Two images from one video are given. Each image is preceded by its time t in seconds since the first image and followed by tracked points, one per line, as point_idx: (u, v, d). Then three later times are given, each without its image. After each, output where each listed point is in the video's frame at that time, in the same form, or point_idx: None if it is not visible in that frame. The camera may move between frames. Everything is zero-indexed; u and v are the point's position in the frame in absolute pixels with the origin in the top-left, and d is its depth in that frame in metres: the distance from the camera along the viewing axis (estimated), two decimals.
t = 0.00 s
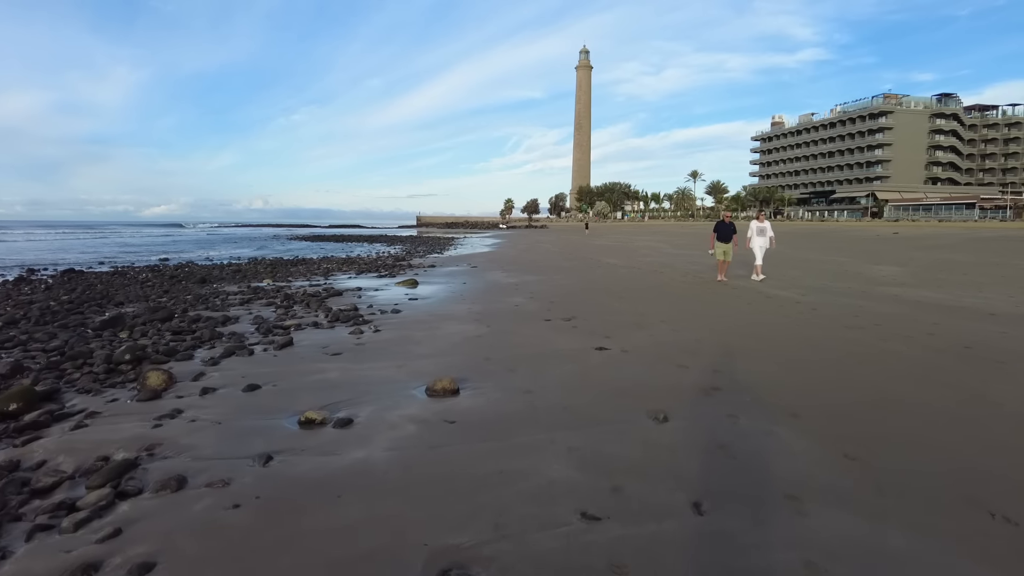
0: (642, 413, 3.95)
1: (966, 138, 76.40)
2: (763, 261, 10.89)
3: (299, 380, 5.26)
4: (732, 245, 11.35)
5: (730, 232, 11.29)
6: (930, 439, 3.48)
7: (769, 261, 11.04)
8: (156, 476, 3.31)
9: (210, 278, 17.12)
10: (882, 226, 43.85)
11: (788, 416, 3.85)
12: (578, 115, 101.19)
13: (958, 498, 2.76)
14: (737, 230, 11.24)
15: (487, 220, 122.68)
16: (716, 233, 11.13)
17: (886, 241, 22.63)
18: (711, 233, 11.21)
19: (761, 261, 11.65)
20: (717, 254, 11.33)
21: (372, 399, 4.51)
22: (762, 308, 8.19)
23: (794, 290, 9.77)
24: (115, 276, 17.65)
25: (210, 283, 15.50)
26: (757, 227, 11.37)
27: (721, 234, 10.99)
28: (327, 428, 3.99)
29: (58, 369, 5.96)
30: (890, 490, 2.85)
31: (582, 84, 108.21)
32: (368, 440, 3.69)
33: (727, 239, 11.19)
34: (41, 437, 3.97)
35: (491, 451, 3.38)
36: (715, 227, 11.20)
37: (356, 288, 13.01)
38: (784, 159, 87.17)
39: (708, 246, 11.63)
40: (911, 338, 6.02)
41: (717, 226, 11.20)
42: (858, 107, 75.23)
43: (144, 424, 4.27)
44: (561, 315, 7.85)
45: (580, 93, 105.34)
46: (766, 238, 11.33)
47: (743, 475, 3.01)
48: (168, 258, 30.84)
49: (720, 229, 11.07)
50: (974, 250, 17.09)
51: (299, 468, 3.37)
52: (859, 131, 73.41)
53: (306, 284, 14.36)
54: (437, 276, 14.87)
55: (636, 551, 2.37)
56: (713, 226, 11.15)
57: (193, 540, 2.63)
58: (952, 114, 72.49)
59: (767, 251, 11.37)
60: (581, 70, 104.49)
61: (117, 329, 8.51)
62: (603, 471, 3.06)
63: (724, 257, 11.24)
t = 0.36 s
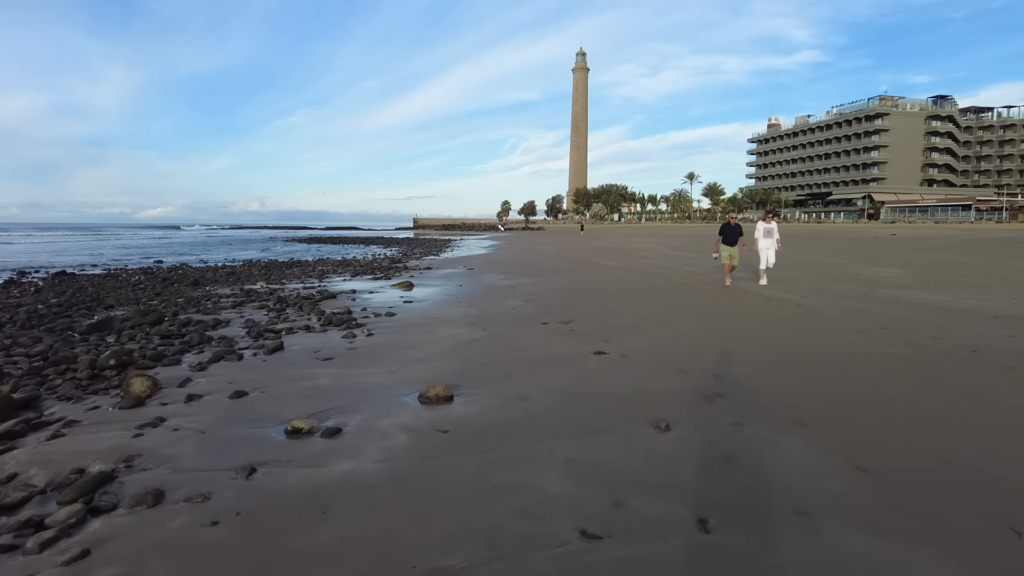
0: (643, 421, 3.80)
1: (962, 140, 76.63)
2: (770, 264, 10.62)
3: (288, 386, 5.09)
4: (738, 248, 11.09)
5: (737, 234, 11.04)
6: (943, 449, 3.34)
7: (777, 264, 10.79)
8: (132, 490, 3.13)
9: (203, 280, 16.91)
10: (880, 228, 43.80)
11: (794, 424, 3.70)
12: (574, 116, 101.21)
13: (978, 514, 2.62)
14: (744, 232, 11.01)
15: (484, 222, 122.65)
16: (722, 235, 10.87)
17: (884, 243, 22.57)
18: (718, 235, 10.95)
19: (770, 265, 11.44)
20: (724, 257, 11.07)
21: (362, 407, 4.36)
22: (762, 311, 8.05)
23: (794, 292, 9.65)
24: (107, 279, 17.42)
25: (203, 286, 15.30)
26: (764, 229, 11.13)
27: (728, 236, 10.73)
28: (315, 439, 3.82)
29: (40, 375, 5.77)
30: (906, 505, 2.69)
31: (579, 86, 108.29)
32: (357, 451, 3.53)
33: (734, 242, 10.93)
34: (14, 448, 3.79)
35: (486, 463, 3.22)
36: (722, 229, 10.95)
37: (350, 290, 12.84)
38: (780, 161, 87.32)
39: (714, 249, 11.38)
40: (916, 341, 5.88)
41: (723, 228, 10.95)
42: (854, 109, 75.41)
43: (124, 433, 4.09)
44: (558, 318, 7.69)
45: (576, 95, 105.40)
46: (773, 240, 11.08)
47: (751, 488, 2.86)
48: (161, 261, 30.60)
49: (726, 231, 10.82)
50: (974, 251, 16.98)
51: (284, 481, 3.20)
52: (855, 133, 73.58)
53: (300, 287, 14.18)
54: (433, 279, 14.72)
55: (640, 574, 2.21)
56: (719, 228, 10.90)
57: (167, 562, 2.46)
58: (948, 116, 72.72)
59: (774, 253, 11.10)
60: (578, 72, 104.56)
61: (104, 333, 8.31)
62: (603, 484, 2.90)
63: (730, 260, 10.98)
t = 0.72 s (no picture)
0: (651, 434, 3.60)
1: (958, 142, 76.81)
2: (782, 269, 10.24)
3: (278, 394, 4.87)
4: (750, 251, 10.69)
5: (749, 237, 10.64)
6: (971, 466, 3.16)
7: (790, 269, 10.39)
8: (105, 510, 2.91)
9: (196, 281, 16.64)
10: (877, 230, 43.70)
11: (811, 438, 3.51)
12: (571, 117, 101.08)
13: (1018, 540, 2.43)
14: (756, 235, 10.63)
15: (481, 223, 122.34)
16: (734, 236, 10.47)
17: (884, 245, 22.45)
18: (729, 236, 10.55)
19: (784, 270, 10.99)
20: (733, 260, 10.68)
21: (355, 417, 4.14)
22: (767, 314, 7.86)
23: (798, 295, 9.47)
24: (97, 279, 17.12)
25: (195, 287, 15.03)
26: (779, 231, 10.73)
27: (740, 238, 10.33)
28: (303, 453, 3.61)
29: (18, 381, 5.53)
30: (940, 529, 2.51)
31: (576, 87, 108.19)
32: (348, 467, 3.32)
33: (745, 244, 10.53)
34: None
35: (486, 481, 3.02)
36: (733, 231, 10.57)
37: (345, 291, 12.60)
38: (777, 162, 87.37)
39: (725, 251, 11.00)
40: (929, 347, 5.70)
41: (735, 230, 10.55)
42: (850, 110, 75.52)
43: (102, 444, 3.87)
44: (558, 322, 7.48)
45: (574, 95, 105.27)
46: (788, 244, 10.66)
47: (771, 510, 2.67)
48: (154, 260, 30.27)
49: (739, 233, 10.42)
50: (976, 253, 16.82)
51: (270, 501, 2.98)
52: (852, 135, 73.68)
53: (293, 288, 13.94)
54: (430, 280, 14.49)
55: None
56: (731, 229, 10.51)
57: None
58: (943, 118, 72.90)
59: (788, 258, 10.69)
60: (575, 73, 104.47)
61: (89, 336, 8.06)
62: (612, 506, 2.71)
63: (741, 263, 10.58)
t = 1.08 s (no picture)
0: (657, 448, 3.46)
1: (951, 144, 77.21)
2: (796, 271, 9.87)
3: (266, 403, 4.69)
4: (762, 253, 10.33)
5: (760, 238, 10.26)
6: (991, 480, 3.04)
7: (804, 271, 10.00)
8: (77, 530, 2.72)
9: (186, 282, 16.37)
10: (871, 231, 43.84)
11: (823, 450, 3.39)
12: (566, 118, 101.04)
13: None
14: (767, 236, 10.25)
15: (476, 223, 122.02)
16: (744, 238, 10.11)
17: (880, 247, 22.41)
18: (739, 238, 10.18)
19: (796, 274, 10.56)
20: (744, 262, 10.30)
21: (346, 428, 3.97)
22: (768, 318, 7.73)
23: (797, 298, 9.35)
24: (86, 280, 16.83)
25: (186, 288, 14.78)
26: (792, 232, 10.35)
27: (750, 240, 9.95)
28: (292, 467, 3.43)
29: None
30: (967, 553, 2.38)
31: (571, 87, 108.15)
32: (339, 482, 3.15)
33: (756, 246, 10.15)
34: None
35: (485, 500, 2.86)
36: (743, 232, 10.20)
37: (338, 293, 12.39)
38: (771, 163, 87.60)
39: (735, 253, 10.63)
40: (935, 352, 5.58)
41: (745, 231, 10.20)
42: (844, 112, 75.80)
43: (79, 457, 3.67)
44: (555, 326, 7.32)
45: (569, 96, 105.25)
46: (803, 245, 10.28)
47: (788, 533, 2.54)
48: (145, 261, 29.95)
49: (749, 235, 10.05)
50: (972, 256, 16.79)
51: (255, 520, 2.81)
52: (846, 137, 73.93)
53: (285, 289, 13.73)
54: (424, 281, 14.30)
55: None
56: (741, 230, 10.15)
57: None
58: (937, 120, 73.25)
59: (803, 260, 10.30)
60: (570, 74, 104.42)
61: (74, 339, 7.82)
62: (620, 529, 2.56)
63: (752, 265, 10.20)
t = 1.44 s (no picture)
0: (662, 461, 3.28)
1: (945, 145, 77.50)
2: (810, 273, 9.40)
3: (251, 412, 4.47)
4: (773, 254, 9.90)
5: (772, 239, 9.83)
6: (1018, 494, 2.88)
7: (820, 273, 9.53)
8: (36, 558, 2.50)
9: (177, 284, 16.08)
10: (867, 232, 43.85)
11: (838, 463, 3.23)
12: (562, 119, 100.93)
13: None
14: (779, 236, 9.84)
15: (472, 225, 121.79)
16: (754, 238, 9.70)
17: (878, 247, 22.33)
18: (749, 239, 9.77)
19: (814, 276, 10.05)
20: (755, 265, 9.87)
21: (333, 440, 3.76)
22: (769, 320, 7.56)
23: (798, 299, 9.19)
24: (74, 282, 16.50)
25: (176, 290, 14.50)
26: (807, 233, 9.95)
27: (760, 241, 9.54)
28: (274, 483, 3.22)
29: None
30: None
31: (567, 89, 108.07)
32: (324, 500, 2.95)
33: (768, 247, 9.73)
34: None
35: (480, 521, 2.66)
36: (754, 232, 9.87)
37: (330, 295, 12.17)
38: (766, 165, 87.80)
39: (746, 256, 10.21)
40: (943, 355, 5.43)
41: (755, 232, 9.79)
42: (839, 113, 75.96)
43: (47, 471, 3.43)
44: (553, 329, 7.12)
45: (565, 97, 105.16)
46: (817, 246, 9.83)
47: (808, 558, 2.37)
48: (137, 263, 29.49)
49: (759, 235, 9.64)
50: (970, 256, 16.72)
51: (232, 543, 2.60)
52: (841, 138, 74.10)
53: (277, 292, 13.48)
54: (418, 283, 14.07)
55: None
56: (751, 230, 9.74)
57: None
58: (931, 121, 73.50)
59: (819, 261, 9.85)
60: (566, 74, 104.30)
61: (55, 344, 7.55)
62: (627, 555, 2.38)
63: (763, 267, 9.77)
